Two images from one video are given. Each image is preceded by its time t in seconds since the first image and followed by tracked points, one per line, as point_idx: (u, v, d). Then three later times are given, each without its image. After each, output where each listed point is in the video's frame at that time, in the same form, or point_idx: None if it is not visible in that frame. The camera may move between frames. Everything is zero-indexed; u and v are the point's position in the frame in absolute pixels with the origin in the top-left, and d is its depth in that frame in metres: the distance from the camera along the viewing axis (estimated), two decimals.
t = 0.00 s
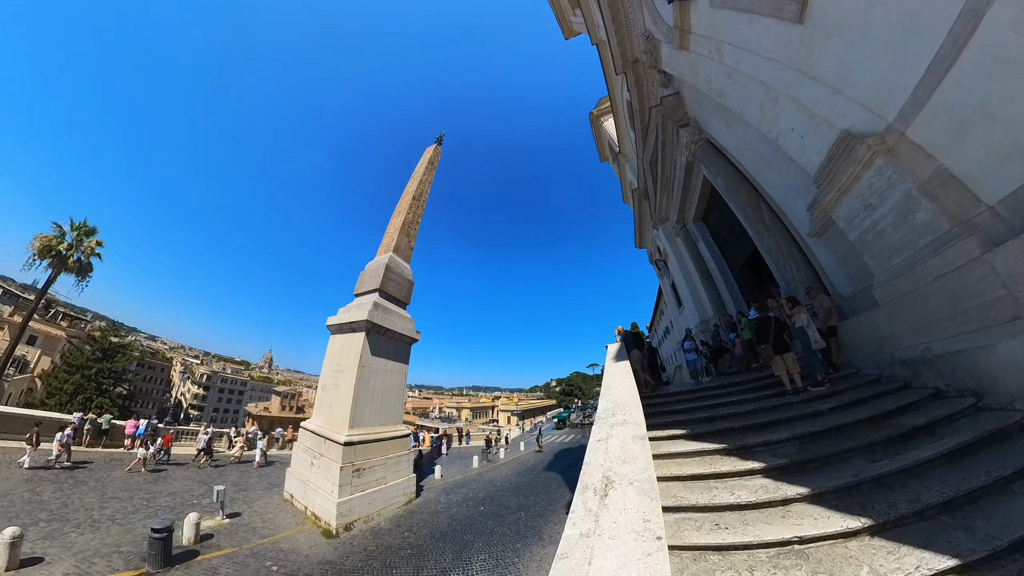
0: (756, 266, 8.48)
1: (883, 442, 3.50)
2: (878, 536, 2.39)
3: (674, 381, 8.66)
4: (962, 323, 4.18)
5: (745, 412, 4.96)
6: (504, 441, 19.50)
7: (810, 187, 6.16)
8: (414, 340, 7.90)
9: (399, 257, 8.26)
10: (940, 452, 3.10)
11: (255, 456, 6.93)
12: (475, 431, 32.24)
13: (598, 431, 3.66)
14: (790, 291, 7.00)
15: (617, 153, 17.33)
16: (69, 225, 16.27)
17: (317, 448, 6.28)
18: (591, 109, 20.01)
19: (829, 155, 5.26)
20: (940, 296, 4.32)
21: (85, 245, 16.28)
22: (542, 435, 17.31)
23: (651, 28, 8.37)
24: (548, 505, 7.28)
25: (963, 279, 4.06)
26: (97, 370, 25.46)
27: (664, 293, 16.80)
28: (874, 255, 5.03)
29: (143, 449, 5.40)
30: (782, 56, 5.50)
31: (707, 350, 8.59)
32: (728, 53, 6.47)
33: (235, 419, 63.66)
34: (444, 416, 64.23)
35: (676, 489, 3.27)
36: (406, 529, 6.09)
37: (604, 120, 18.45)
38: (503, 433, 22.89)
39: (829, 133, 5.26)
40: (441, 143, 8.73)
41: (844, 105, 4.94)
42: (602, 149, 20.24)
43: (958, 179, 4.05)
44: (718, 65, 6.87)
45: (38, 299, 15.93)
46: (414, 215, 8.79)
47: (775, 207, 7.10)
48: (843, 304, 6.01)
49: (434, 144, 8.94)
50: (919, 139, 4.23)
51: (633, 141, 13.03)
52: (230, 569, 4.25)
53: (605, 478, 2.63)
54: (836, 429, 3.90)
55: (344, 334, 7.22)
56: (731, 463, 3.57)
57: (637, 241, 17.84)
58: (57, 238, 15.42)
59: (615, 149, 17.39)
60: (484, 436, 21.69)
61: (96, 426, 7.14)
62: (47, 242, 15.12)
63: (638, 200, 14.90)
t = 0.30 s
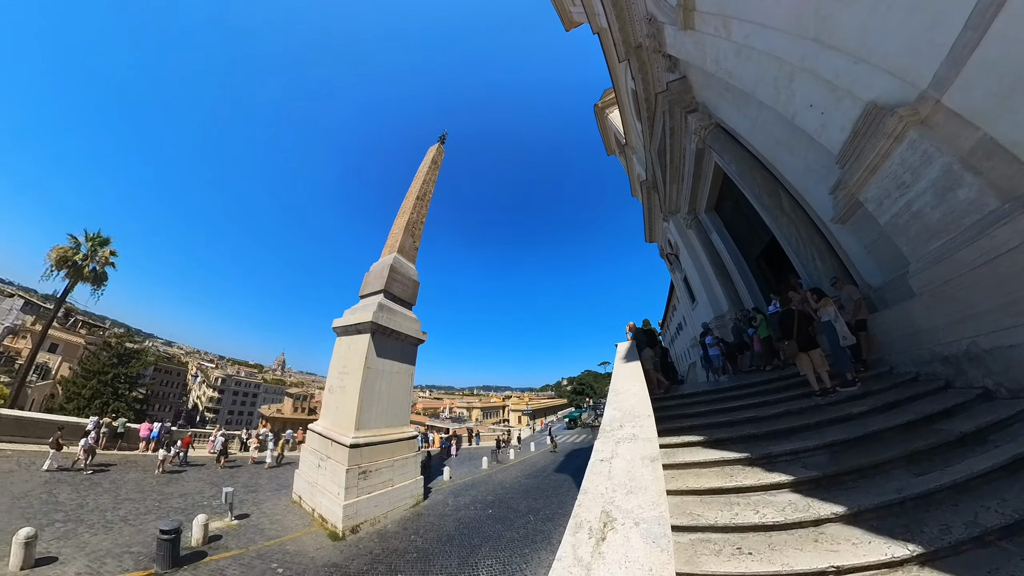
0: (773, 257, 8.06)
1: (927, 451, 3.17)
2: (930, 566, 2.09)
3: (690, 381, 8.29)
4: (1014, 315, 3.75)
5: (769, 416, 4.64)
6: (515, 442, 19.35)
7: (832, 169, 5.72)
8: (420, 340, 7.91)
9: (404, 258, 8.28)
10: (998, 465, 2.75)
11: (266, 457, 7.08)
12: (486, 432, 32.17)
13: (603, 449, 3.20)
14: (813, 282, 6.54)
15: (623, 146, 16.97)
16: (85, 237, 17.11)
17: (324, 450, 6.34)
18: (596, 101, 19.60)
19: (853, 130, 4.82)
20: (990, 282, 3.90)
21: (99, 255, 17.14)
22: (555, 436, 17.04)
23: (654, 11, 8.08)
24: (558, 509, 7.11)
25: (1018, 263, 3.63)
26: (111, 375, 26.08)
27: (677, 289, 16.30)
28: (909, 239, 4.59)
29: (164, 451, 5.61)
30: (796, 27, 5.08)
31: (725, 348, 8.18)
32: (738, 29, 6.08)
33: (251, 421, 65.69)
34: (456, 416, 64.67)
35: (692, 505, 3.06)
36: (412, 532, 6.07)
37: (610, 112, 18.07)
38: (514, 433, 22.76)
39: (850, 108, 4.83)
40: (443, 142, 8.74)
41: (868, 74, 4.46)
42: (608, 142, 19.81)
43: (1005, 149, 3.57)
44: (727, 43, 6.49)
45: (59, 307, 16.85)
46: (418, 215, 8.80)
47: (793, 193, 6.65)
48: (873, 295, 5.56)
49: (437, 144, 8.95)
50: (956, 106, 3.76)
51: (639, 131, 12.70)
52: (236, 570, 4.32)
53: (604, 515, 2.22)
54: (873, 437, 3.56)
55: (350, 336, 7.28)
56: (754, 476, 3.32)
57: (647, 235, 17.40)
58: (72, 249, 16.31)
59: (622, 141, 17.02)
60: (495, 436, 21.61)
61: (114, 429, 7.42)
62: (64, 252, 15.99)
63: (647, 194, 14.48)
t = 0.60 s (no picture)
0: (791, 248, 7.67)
1: (970, 466, 2.89)
2: None
3: (705, 382, 7.97)
4: None
5: (791, 423, 4.35)
6: (526, 442, 19.24)
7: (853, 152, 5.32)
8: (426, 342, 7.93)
9: (409, 259, 8.31)
10: None
11: (278, 459, 7.27)
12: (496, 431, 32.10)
13: (599, 475, 2.96)
14: (836, 275, 6.13)
15: (630, 138, 16.60)
16: (99, 247, 17.92)
17: (332, 453, 6.41)
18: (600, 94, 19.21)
19: (878, 106, 4.42)
20: None
21: (114, 264, 17.97)
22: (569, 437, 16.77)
23: None
24: (568, 513, 6.98)
25: None
26: (128, 381, 27.40)
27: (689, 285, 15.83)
28: (944, 225, 4.20)
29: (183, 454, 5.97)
30: None
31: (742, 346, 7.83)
32: (745, 6, 5.71)
33: (263, 422, 67.54)
34: (466, 416, 64.94)
35: (704, 524, 2.86)
36: (419, 534, 6.08)
37: (614, 104, 17.68)
38: (525, 433, 22.64)
39: (873, 82, 4.44)
40: (447, 142, 8.78)
41: (893, 43, 4.06)
42: (614, 135, 19.40)
43: None
44: (735, 22, 6.11)
45: (77, 316, 17.75)
46: (422, 215, 8.81)
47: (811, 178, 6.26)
48: (902, 287, 5.16)
49: (440, 144, 9.00)
50: (996, 73, 3.34)
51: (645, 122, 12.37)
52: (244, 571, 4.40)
53: (590, 562, 1.93)
54: (906, 448, 3.29)
55: (356, 338, 7.35)
56: (774, 492, 3.10)
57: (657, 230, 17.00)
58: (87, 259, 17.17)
59: (628, 134, 16.66)
60: (506, 436, 21.56)
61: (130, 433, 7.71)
62: (81, 263, 16.83)
63: (656, 187, 14.08)
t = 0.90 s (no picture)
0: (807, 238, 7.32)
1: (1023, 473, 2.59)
2: None
3: (720, 380, 7.65)
4: None
5: (816, 423, 4.04)
6: (537, 442, 19.10)
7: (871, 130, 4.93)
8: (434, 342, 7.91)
9: (416, 259, 8.33)
10: None
11: (290, 459, 7.40)
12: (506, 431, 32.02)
13: (597, 487, 2.49)
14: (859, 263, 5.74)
15: (636, 129, 16.26)
16: (113, 256, 18.72)
17: (341, 453, 6.46)
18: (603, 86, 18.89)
19: (900, 76, 4.04)
20: None
21: (129, 272, 18.73)
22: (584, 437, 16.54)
23: None
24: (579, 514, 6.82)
25: None
26: (144, 386, 28.48)
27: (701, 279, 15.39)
28: (980, 203, 3.83)
29: (202, 455, 6.24)
30: None
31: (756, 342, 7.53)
32: None
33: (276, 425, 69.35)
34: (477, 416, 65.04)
35: (720, 536, 2.59)
36: (427, 536, 6.05)
37: (619, 96, 17.36)
38: (537, 433, 22.50)
39: (894, 51, 4.06)
40: (451, 140, 8.79)
41: (915, 5, 3.67)
42: (620, 128, 19.03)
43: None
44: None
45: (94, 322, 18.58)
46: (428, 215, 8.81)
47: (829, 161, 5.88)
48: (932, 274, 4.79)
49: (443, 143, 9.02)
50: None
51: (650, 112, 12.06)
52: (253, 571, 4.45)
53: None
54: (948, 452, 2.98)
55: (364, 339, 7.39)
56: (799, 501, 2.83)
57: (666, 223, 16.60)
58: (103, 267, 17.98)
59: (634, 125, 16.31)
60: (517, 436, 21.46)
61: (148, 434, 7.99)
62: (97, 271, 17.65)
63: (665, 179, 13.73)
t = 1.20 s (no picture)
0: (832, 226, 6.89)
1: None
2: None
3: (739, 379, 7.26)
4: None
5: (853, 430, 3.66)
6: (550, 442, 18.85)
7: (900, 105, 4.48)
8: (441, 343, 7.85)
9: (421, 259, 8.29)
10: None
11: (302, 461, 7.49)
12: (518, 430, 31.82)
13: (606, 534, 2.10)
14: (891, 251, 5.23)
15: (642, 121, 15.87)
16: (126, 265, 19.52)
17: (349, 456, 6.46)
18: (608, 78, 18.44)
19: (935, 41, 3.60)
20: None
21: (142, 279, 19.46)
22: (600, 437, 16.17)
23: None
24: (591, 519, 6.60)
25: None
26: (158, 391, 29.43)
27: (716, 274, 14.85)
28: None
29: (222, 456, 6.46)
30: None
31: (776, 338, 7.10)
32: None
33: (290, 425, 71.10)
34: (488, 416, 65.07)
35: (747, 563, 2.32)
36: (436, 540, 5.98)
37: (624, 87, 16.91)
38: (549, 434, 22.27)
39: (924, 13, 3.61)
40: (454, 139, 8.70)
41: None
42: (627, 120, 18.57)
43: None
44: None
45: (110, 328, 19.41)
46: (433, 214, 8.76)
47: (853, 141, 5.43)
48: (975, 261, 4.34)
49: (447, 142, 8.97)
50: None
51: (657, 101, 11.68)
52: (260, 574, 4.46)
53: None
54: (1009, 465, 2.60)
55: (371, 341, 7.40)
56: (839, 524, 2.51)
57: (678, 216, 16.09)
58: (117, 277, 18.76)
59: (640, 116, 15.89)
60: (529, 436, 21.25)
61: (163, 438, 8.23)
62: (110, 279, 18.41)
63: (675, 171, 13.28)
